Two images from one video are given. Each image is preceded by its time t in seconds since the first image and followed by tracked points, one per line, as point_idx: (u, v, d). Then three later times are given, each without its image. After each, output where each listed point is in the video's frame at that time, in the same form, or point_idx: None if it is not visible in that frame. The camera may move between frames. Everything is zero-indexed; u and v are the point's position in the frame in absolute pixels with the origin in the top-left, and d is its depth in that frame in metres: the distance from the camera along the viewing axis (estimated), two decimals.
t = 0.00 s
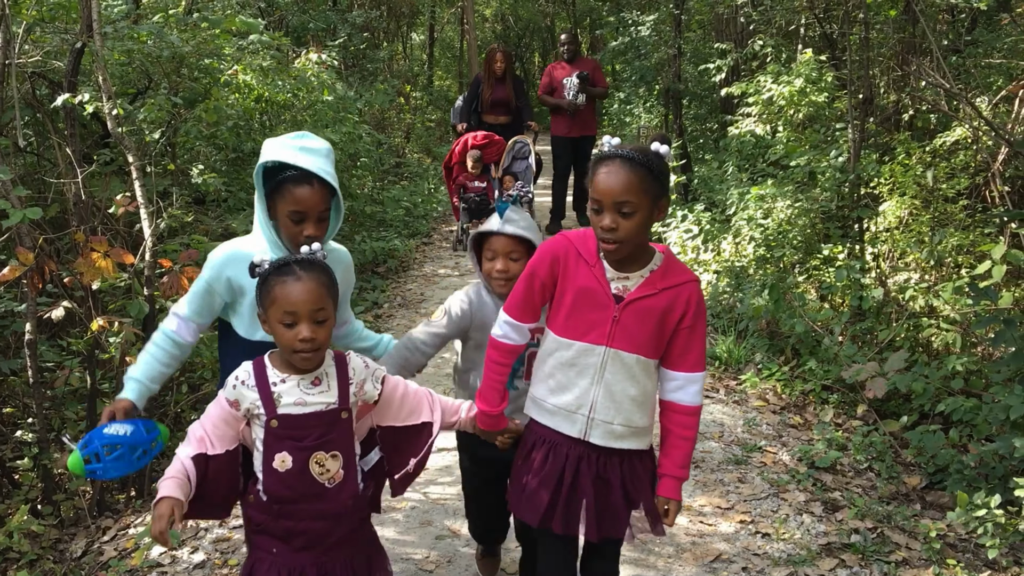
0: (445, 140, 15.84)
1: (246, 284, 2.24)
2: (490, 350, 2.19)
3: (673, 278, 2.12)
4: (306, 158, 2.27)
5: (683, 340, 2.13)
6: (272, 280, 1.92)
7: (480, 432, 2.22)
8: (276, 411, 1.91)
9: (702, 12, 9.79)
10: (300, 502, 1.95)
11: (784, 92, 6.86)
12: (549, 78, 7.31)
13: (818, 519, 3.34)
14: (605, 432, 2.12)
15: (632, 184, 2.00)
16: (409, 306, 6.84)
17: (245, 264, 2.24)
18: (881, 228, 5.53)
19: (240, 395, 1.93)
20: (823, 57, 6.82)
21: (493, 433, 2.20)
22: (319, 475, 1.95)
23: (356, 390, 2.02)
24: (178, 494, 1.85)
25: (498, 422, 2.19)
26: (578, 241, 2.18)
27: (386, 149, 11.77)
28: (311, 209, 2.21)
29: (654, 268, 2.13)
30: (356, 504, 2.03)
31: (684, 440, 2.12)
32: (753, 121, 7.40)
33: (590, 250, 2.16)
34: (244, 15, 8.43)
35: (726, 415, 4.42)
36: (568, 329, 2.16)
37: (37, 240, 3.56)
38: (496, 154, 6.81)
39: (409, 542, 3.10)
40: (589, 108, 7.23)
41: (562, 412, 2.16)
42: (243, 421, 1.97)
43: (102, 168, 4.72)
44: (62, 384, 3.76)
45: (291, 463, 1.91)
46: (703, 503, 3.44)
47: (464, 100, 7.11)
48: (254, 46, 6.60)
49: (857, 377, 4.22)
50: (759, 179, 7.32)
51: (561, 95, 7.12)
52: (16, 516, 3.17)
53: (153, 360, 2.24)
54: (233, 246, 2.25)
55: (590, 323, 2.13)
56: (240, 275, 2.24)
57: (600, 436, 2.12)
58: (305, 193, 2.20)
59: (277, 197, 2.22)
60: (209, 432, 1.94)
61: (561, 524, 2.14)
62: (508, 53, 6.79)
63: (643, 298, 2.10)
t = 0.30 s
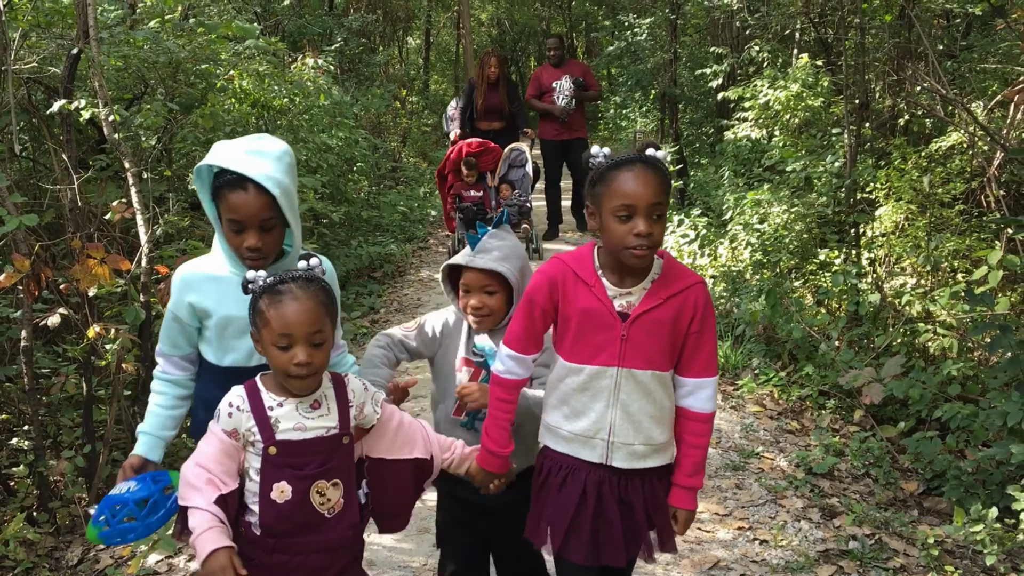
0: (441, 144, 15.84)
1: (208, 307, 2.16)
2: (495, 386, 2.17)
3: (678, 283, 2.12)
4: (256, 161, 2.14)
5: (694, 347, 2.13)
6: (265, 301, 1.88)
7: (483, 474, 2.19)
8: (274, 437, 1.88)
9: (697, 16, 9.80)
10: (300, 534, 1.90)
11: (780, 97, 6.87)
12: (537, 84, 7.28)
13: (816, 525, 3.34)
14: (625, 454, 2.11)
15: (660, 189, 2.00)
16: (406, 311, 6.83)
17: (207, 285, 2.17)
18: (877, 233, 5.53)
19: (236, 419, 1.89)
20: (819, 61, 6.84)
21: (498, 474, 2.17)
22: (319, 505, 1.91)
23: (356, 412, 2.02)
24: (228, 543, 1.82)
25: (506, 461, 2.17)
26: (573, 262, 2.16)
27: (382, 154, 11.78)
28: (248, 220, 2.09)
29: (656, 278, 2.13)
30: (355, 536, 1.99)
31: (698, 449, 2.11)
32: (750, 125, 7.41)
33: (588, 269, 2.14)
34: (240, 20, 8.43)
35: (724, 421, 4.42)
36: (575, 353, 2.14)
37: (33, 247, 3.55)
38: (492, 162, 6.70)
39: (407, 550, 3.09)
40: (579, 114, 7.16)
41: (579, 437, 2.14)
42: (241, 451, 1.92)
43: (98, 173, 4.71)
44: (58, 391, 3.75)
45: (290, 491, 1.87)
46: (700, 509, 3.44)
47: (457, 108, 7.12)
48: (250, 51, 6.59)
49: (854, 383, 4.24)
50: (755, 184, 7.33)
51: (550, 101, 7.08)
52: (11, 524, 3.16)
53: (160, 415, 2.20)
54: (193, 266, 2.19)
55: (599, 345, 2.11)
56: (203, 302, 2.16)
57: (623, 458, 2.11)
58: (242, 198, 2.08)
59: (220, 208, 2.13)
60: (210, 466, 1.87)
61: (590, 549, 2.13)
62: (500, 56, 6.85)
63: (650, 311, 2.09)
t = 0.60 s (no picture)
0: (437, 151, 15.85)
1: (150, 357, 1.95)
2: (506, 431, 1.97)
3: (686, 304, 2.02)
4: (199, 196, 1.98)
5: (707, 369, 2.02)
6: (284, 320, 1.89)
7: (498, 536, 1.98)
8: (281, 458, 1.86)
9: (693, 25, 9.83)
10: (305, 559, 1.87)
11: (776, 105, 6.88)
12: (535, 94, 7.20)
13: (814, 534, 3.34)
14: (659, 489, 1.94)
15: (673, 202, 1.93)
16: (403, 320, 6.82)
17: (145, 335, 1.96)
18: (873, 241, 5.54)
19: (250, 434, 1.89)
20: (815, 70, 6.86)
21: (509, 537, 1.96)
22: (326, 532, 1.87)
23: (371, 438, 2.00)
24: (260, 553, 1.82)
25: (521, 519, 1.95)
26: (579, 288, 2.00)
27: (379, 161, 11.79)
28: (184, 263, 1.89)
29: (665, 299, 2.03)
30: (362, 563, 1.96)
31: (714, 479, 2.01)
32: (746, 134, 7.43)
33: (595, 295, 1.99)
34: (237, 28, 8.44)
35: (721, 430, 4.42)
36: (593, 387, 1.96)
37: (30, 257, 3.54)
38: (489, 174, 6.72)
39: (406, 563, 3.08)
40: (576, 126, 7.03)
41: (607, 478, 1.94)
42: (253, 469, 1.91)
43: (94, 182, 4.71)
44: (54, 401, 3.74)
45: (295, 515, 1.85)
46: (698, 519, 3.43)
47: (455, 118, 7.08)
48: (247, 59, 6.58)
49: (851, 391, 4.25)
50: (751, 192, 7.34)
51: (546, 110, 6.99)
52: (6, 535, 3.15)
53: (90, 480, 1.97)
54: (130, 311, 1.98)
55: (618, 375, 1.94)
56: (142, 351, 1.95)
57: (657, 495, 1.94)
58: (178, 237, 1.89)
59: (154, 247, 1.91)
60: (221, 482, 1.87)
61: None
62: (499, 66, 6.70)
63: (667, 332, 1.96)
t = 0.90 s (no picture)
0: (434, 160, 15.86)
1: (106, 387, 1.90)
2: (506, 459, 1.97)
3: (704, 320, 1.98)
4: (164, 205, 1.94)
5: (727, 389, 1.98)
6: (284, 343, 1.89)
7: (484, 567, 1.98)
8: (281, 498, 1.83)
9: (689, 36, 9.86)
10: None
11: (772, 116, 6.90)
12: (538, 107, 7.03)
13: (810, 546, 3.35)
14: (677, 519, 1.91)
15: (683, 216, 1.91)
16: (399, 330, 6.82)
17: (101, 362, 1.91)
18: (868, 251, 5.55)
19: (241, 476, 1.83)
20: (810, 80, 6.88)
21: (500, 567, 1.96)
22: (330, 569, 1.86)
23: (365, 469, 1.99)
24: None
25: (510, 551, 1.96)
26: (587, 311, 1.98)
27: (375, 171, 11.80)
28: (151, 270, 1.84)
29: (678, 318, 2.00)
30: None
31: (741, 501, 1.96)
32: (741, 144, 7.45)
33: (603, 318, 1.97)
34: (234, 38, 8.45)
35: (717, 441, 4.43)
36: (605, 415, 1.93)
37: (26, 268, 3.54)
38: (485, 188, 6.68)
39: None
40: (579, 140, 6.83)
41: (622, 511, 1.92)
42: (243, 515, 1.84)
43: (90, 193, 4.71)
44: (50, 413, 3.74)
45: (299, 556, 1.82)
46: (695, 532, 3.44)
47: (454, 126, 7.00)
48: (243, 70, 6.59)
49: (847, 403, 4.27)
50: (747, 202, 7.36)
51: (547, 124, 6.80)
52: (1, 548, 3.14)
53: (42, 522, 1.87)
54: (85, 338, 1.92)
55: (630, 401, 1.91)
56: (100, 377, 1.90)
57: (675, 526, 1.91)
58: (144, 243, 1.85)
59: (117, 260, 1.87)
60: (213, 535, 1.79)
61: None
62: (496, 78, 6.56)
63: (680, 354, 1.93)
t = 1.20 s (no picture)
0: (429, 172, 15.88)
1: (65, 429, 1.82)
2: (507, 475, 2.01)
3: (710, 342, 1.95)
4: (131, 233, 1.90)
5: (736, 413, 1.94)
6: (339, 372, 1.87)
7: None
8: (305, 548, 1.78)
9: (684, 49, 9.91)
10: None
11: (767, 128, 6.93)
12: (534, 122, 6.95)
13: (807, 559, 3.36)
14: (673, 546, 1.91)
15: (667, 235, 1.89)
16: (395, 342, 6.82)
17: (61, 403, 1.83)
18: (863, 264, 5.56)
19: (258, 529, 1.76)
20: (805, 93, 6.90)
21: None
22: None
23: (366, 503, 1.98)
24: None
25: (512, 568, 1.99)
26: (589, 329, 1.99)
27: (372, 182, 11.81)
28: (120, 300, 1.80)
29: (684, 338, 1.98)
30: None
31: (750, 529, 1.93)
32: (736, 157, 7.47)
33: (605, 337, 1.98)
34: (230, 51, 8.46)
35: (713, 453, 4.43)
36: (603, 436, 1.95)
37: (22, 282, 3.55)
38: (478, 205, 6.77)
39: None
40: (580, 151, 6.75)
41: (619, 533, 1.93)
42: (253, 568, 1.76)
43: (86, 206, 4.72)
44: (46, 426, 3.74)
45: None
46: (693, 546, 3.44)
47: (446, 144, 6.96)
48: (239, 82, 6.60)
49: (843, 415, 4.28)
50: (742, 215, 7.39)
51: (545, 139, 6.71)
52: None
53: None
54: (43, 378, 1.84)
55: (629, 422, 1.92)
56: (60, 419, 1.81)
57: (672, 553, 1.90)
58: (112, 270, 1.81)
59: (82, 291, 1.81)
60: None
61: None
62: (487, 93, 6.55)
63: (681, 377, 1.92)
